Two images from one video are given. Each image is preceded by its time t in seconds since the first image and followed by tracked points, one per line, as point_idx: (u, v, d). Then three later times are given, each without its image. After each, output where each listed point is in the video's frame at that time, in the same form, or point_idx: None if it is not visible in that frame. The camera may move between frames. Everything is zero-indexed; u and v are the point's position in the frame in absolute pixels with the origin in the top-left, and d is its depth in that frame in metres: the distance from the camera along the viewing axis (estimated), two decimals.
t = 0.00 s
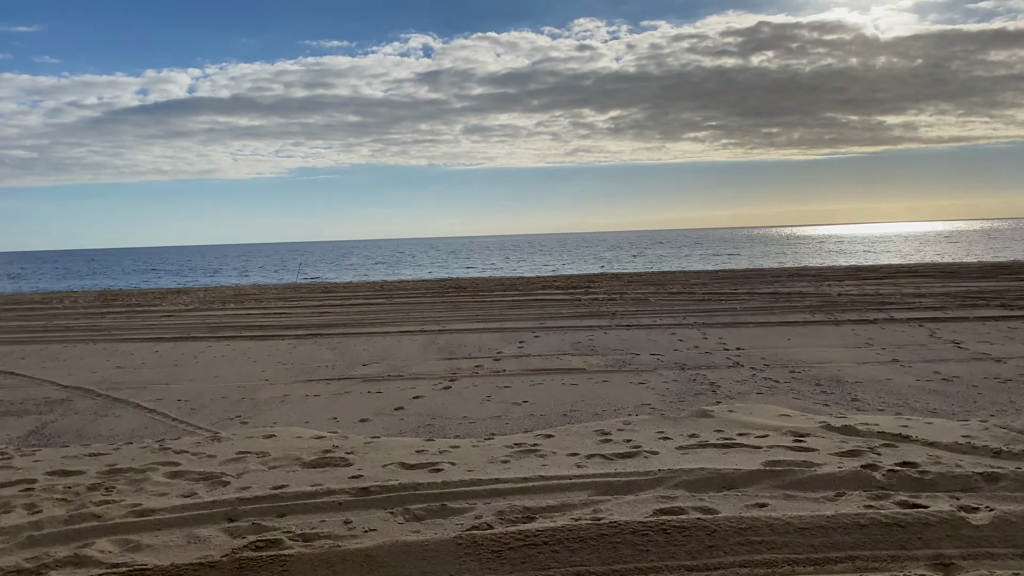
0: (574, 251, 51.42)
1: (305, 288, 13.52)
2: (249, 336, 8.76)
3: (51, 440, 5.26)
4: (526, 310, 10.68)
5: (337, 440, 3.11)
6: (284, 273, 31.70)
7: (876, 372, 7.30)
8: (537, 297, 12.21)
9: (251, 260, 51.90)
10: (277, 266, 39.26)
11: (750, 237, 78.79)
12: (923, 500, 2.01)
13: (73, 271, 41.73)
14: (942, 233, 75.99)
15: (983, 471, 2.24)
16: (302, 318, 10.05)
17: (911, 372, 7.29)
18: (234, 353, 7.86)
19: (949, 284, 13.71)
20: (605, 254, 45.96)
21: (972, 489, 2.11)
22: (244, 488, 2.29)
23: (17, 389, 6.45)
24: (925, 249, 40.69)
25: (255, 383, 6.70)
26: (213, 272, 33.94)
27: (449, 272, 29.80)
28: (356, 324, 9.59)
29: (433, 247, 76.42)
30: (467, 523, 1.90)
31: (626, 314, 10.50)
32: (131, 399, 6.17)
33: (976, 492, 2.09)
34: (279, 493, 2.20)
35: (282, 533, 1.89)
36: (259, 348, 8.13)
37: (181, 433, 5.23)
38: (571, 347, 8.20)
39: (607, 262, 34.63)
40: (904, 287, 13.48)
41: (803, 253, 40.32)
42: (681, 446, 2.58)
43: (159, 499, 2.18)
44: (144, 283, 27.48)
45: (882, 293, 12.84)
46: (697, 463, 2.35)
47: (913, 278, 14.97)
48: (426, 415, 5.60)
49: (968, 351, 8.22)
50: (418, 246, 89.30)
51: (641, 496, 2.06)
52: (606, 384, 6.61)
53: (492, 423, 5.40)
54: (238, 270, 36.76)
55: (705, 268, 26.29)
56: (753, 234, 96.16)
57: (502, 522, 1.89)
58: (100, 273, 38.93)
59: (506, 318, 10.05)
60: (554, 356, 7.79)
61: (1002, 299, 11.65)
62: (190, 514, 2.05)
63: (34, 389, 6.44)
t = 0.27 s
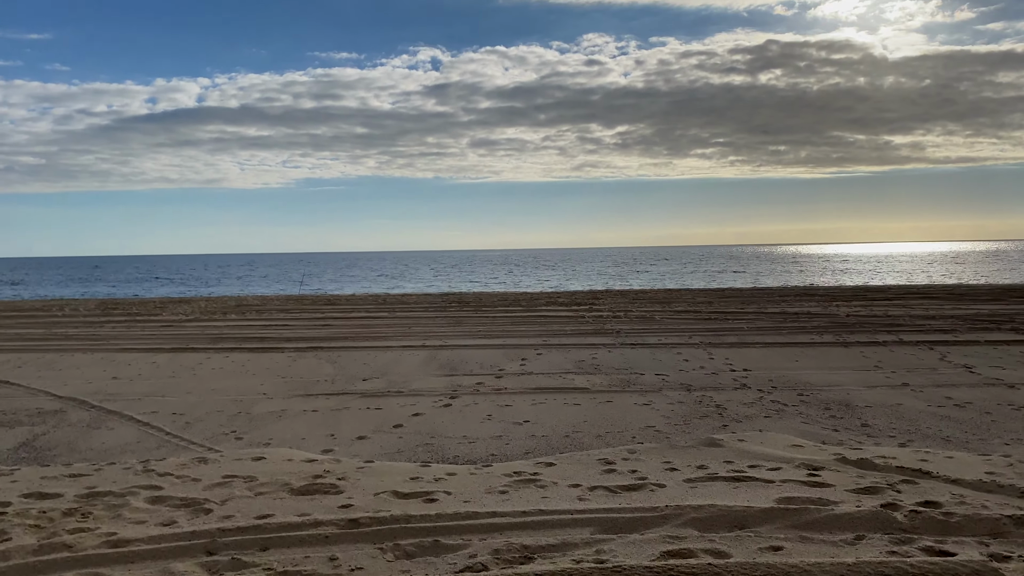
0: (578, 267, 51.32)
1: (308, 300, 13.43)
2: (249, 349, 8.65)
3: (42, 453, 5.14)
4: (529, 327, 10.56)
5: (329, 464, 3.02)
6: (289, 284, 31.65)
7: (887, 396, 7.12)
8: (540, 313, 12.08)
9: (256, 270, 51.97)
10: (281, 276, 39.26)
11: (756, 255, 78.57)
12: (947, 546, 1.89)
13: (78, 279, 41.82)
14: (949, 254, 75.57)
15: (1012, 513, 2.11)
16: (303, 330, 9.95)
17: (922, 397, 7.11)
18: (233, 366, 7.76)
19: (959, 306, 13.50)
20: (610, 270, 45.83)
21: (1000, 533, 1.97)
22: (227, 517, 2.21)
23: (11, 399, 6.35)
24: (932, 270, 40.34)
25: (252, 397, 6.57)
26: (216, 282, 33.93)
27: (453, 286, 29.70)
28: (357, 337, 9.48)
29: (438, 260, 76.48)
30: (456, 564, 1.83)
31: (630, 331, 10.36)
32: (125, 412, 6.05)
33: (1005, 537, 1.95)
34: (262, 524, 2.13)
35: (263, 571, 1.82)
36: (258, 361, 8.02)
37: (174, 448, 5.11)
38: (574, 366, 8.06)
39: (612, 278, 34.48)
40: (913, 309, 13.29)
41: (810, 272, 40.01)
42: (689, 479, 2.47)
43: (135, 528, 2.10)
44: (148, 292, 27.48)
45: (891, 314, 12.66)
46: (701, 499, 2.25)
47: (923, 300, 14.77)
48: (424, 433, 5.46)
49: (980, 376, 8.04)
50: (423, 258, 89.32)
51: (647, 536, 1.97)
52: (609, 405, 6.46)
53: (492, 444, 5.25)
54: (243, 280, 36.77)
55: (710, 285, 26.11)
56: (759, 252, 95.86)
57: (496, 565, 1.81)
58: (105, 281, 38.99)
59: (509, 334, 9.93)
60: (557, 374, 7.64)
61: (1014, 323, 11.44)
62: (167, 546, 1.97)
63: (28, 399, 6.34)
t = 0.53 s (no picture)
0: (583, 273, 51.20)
1: (311, 306, 13.37)
2: (251, 355, 8.58)
3: (38, 462, 5.07)
4: (534, 334, 10.44)
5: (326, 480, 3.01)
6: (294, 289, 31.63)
7: (897, 407, 6.99)
8: (545, 320, 11.96)
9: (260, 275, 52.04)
10: (285, 282, 39.15)
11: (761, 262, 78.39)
12: None
13: (83, 284, 41.83)
14: (957, 261, 74.99)
15: None
16: (306, 337, 9.86)
17: (934, 408, 6.96)
18: (235, 373, 7.68)
19: (971, 315, 13.30)
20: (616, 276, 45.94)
21: None
22: (216, 538, 2.23)
23: (11, 406, 6.30)
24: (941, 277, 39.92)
25: (253, 405, 6.48)
26: (221, 287, 33.84)
27: (458, 291, 29.63)
28: (360, 345, 9.39)
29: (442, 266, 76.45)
30: None
31: (636, 339, 10.26)
32: (124, 419, 5.97)
33: None
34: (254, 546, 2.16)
35: None
36: (260, 367, 7.95)
37: (172, 458, 5.02)
38: (579, 374, 7.94)
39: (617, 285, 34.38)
40: (923, 317, 13.11)
41: (817, 279, 39.64)
42: (704, 500, 2.47)
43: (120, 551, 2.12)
44: (152, 297, 27.50)
45: (900, 323, 12.49)
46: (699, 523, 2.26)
47: (933, 308, 14.57)
48: (427, 443, 5.35)
49: (993, 387, 7.87)
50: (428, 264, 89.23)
51: (659, 562, 1.97)
52: (615, 415, 6.35)
53: (496, 454, 5.14)
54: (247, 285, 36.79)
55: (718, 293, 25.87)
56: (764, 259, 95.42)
57: None
58: (110, 286, 39.10)
59: (513, 341, 9.83)
60: (562, 382, 7.53)
61: None
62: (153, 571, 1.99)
63: (28, 406, 6.28)
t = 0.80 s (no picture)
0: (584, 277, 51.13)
1: (311, 309, 13.25)
2: (249, 359, 8.46)
3: (30, 467, 4.93)
4: (536, 338, 10.30)
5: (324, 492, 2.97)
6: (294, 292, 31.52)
7: (907, 414, 6.86)
8: (547, 324, 11.82)
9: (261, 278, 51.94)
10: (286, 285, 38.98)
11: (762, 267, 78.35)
12: None
13: (83, 286, 41.67)
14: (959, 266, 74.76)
15: None
16: (305, 340, 9.74)
17: (945, 415, 6.82)
18: (233, 377, 7.56)
19: (977, 321, 13.17)
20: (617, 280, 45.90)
21: None
22: (208, 555, 2.19)
23: (4, 410, 6.16)
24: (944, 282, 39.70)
25: (251, 410, 6.35)
26: (221, 290, 33.65)
27: (459, 295, 29.51)
28: (360, 348, 9.26)
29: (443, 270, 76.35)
30: None
31: (639, 344, 10.13)
32: (119, 424, 5.84)
33: None
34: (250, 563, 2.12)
35: None
36: (259, 371, 7.82)
37: (168, 464, 4.89)
38: (582, 379, 7.81)
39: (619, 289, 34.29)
40: (928, 323, 12.98)
41: (820, 284, 39.44)
42: (724, 516, 2.54)
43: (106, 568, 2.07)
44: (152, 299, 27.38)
45: (906, 328, 12.36)
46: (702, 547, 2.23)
47: (938, 314, 14.44)
48: (428, 450, 5.22)
49: (1004, 394, 7.73)
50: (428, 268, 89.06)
51: None
52: (620, 421, 6.22)
53: (499, 462, 5.01)
54: (247, 287, 36.64)
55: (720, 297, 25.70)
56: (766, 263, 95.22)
57: None
58: (109, 288, 39.00)
59: (515, 346, 9.71)
60: (565, 388, 7.40)
61: None
62: None
63: (22, 410, 6.15)
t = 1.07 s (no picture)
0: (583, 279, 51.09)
1: (308, 310, 13.11)
2: (243, 361, 8.33)
3: (14, 472, 4.77)
4: (534, 342, 10.19)
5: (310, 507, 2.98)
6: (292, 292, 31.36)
7: (910, 422, 6.77)
8: (545, 328, 11.71)
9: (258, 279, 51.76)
10: (283, 286, 38.75)
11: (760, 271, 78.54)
12: None
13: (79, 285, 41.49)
14: (956, 271, 74.77)
15: None
16: (300, 343, 9.60)
17: (948, 423, 6.73)
18: (226, 380, 7.43)
19: (978, 327, 13.08)
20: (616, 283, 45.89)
21: None
22: None
23: None
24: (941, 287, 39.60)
25: (243, 414, 6.23)
26: (217, 291, 33.38)
27: (457, 297, 29.40)
28: (356, 351, 9.13)
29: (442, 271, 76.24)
30: None
31: (638, 348, 10.04)
32: (108, 427, 5.69)
33: None
34: None
35: None
36: (252, 374, 7.70)
37: (156, 468, 4.75)
38: (581, 384, 7.69)
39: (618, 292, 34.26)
40: (929, 329, 12.89)
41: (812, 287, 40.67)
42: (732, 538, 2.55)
43: None
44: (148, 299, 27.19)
45: (906, 334, 12.27)
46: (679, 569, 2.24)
47: (938, 319, 14.35)
48: (423, 457, 5.11)
49: (1007, 401, 7.64)
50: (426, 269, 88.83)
51: None
52: (618, 427, 6.11)
53: (495, 470, 4.89)
54: (244, 288, 36.46)
55: (720, 301, 25.55)
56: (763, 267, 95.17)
57: None
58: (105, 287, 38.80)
59: (513, 349, 9.60)
60: (563, 392, 7.29)
61: None
62: None
63: (9, 413, 6.02)
